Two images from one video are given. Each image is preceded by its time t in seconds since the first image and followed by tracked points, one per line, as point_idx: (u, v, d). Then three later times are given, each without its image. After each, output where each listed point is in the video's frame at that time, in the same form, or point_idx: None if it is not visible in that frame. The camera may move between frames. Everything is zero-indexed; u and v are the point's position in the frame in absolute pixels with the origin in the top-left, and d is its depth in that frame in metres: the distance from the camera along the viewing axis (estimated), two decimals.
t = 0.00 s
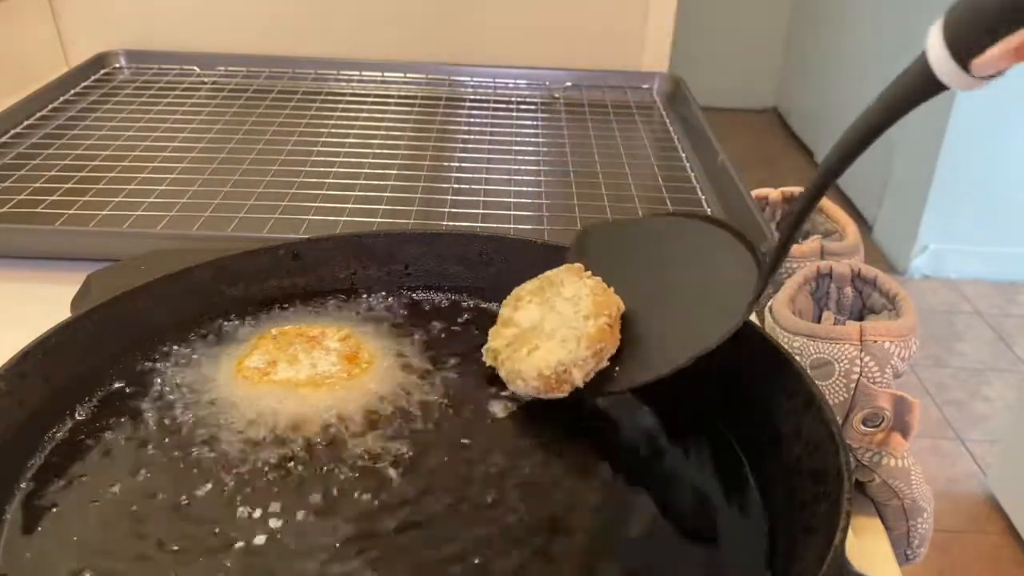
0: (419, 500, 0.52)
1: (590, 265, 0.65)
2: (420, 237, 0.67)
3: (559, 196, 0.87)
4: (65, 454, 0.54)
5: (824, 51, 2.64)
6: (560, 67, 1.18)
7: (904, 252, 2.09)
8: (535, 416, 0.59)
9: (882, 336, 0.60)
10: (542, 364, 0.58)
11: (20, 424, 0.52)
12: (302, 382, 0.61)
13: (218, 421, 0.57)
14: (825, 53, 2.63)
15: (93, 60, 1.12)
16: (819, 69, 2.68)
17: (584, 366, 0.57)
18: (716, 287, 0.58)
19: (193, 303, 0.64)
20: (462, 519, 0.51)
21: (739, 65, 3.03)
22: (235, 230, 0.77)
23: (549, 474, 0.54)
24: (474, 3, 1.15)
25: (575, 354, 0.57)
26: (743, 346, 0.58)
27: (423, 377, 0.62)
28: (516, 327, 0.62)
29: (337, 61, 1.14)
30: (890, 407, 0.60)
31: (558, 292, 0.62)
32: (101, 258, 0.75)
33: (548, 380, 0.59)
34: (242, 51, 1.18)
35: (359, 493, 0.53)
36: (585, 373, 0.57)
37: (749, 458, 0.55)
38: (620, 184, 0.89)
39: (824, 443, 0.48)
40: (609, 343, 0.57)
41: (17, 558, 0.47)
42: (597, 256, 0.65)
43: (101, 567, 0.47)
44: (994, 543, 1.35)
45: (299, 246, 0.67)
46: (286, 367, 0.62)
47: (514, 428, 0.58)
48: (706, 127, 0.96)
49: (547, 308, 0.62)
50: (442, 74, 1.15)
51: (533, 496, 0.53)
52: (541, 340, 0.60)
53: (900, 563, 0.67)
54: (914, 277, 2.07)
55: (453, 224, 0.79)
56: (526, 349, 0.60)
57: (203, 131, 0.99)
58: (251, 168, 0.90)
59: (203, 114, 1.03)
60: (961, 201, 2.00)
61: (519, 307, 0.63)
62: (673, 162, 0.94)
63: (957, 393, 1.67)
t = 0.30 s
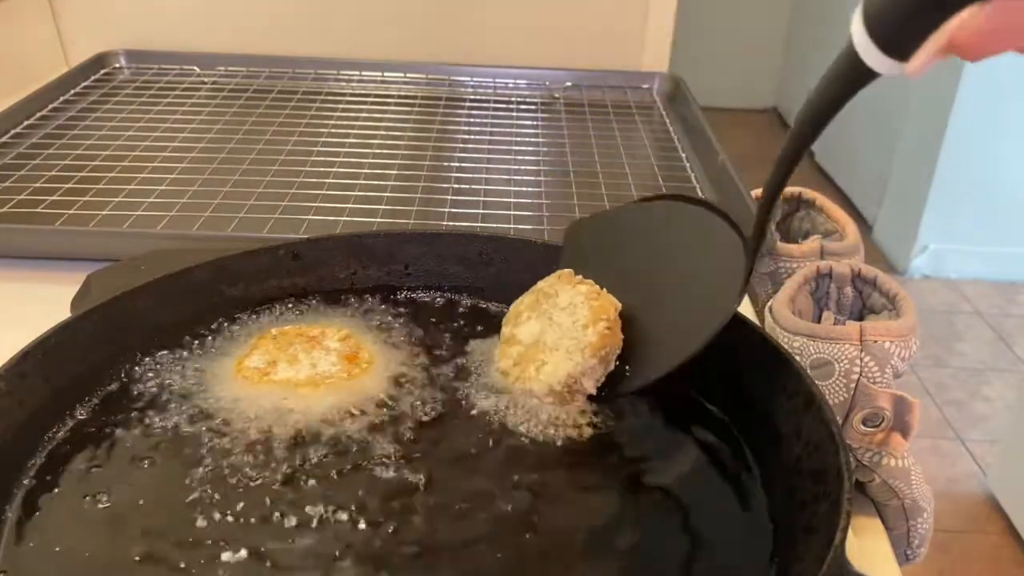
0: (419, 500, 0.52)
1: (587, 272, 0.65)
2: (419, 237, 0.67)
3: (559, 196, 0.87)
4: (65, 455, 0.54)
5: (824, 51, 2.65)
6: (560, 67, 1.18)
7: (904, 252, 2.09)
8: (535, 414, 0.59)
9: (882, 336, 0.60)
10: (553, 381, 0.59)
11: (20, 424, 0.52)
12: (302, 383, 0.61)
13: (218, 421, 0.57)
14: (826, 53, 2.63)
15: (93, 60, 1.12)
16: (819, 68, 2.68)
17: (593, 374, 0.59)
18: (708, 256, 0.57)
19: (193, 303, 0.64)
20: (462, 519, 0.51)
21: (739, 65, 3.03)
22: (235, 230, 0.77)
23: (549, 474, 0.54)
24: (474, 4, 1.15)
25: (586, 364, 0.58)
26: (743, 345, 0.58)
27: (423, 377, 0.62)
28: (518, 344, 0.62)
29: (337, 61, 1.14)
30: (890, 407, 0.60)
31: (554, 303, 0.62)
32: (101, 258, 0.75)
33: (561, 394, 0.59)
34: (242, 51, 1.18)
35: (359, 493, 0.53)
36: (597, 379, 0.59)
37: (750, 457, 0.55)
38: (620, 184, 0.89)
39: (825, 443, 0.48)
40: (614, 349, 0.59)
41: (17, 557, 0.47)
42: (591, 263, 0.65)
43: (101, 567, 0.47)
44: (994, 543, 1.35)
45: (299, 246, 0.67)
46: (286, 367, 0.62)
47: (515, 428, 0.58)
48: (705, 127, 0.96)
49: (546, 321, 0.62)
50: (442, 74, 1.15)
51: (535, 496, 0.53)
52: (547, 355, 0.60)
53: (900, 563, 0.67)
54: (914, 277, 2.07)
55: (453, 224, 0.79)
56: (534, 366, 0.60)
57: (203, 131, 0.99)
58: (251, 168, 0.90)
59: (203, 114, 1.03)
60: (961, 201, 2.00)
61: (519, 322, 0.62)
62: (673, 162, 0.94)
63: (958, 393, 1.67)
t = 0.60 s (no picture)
0: (419, 500, 0.52)
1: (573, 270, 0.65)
2: (419, 236, 0.67)
3: (559, 196, 0.87)
4: (65, 455, 0.54)
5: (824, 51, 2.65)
6: (560, 67, 1.18)
7: (904, 252, 2.09)
8: (535, 415, 0.59)
9: (882, 336, 0.60)
10: (549, 369, 0.59)
11: (20, 425, 0.52)
12: (302, 382, 0.61)
13: (217, 421, 0.57)
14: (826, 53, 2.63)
15: (93, 60, 1.12)
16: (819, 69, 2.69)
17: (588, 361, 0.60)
18: (705, 234, 0.57)
19: (194, 303, 0.64)
20: (461, 517, 0.51)
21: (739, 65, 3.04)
22: (235, 230, 0.77)
23: (549, 473, 0.54)
24: (474, 4, 1.15)
25: (582, 350, 0.59)
26: (743, 347, 0.58)
27: (423, 376, 0.62)
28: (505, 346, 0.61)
29: (337, 61, 1.14)
30: (890, 407, 0.60)
31: (534, 304, 0.62)
32: (101, 258, 0.75)
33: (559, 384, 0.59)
34: (243, 51, 1.18)
35: (359, 492, 0.53)
36: (591, 366, 0.60)
37: (750, 458, 0.55)
38: (620, 184, 0.89)
39: (824, 443, 0.48)
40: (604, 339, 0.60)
41: (17, 558, 0.47)
42: (575, 258, 0.65)
43: (100, 568, 0.47)
44: (994, 543, 1.35)
45: (299, 246, 0.67)
46: (286, 367, 0.62)
47: (514, 429, 0.58)
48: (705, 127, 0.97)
49: (528, 321, 0.62)
50: (442, 74, 1.15)
51: (534, 496, 0.52)
52: (537, 350, 0.60)
53: (900, 563, 0.67)
54: (913, 277, 2.07)
55: (453, 224, 0.79)
56: (525, 364, 0.60)
57: (203, 131, 0.99)
58: (252, 168, 0.90)
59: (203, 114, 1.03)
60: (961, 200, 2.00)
61: (500, 328, 0.62)
62: (673, 161, 0.94)
63: (957, 393, 1.67)
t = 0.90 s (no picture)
0: (419, 500, 0.52)
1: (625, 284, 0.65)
2: (419, 237, 0.67)
3: (559, 196, 0.87)
4: (65, 455, 0.54)
5: (824, 50, 2.65)
6: (560, 67, 1.18)
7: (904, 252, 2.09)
8: (535, 416, 0.59)
9: (882, 336, 0.60)
10: (556, 379, 0.60)
11: (20, 426, 0.52)
12: (302, 383, 0.60)
13: (217, 422, 0.57)
14: (825, 53, 2.63)
15: (93, 60, 1.12)
16: (819, 68, 2.69)
17: (597, 386, 0.60)
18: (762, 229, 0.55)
19: (194, 303, 0.64)
20: (461, 518, 0.51)
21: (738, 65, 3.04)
22: (235, 230, 0.77)
23: (549, 473, 0.54)
24: (475, 4, 1.15)
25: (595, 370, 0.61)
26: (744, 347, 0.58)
27: (424, 376, 0.62)
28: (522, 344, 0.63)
29: (337, 61, 1.14)
30: (890, 407, 0.60)
31: (569, 324, 0.64)
32: (102, 258, 0.75)
33: (563, 393, 0.60)
34: (242, 51, 1.18)
35: (360, 493, 0.53)
36: (598, 388, 0.61)
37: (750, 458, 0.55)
38: (620, 184, 0.89)
39: (824, 443, 0.48)
40: (625, 374, 0.62)
41: (17, 559, 0.47)
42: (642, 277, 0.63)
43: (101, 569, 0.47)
44: (994, 543, 1.35)
45: (299, 246, 0.67)
46: (286, 367, 0.61)
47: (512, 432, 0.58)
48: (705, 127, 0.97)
49: (557, 334, 0.64)
50: (442, 74, 1.15)
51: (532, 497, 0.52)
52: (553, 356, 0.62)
53: (900, 563, 0.67)
54: (913, 277, 2.07)
55: (453, 224, 0.79)
56: (537, 362, 0.61)
57: (203, 131, 0.99)
58: (251, 168, 0.90)
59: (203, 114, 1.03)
60: (961, 200, 2.00)
61: (525, 329, 0.64)
62: (673, 162, 0.94)
63: (957, 393, 1.67)
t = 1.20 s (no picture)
0: (418, 501, 0.52)
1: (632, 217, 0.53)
2: (419, 237, 0.67)
3: (559, 196, 0.87)
4: (64, 456, 0.54)
5: (824, 50, 2.64)
6: (560, 67, 1.18)
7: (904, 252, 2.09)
8: (534, 418, 0.59)
9: (882, 336, 0.60)
10: (554, 386, 0.61)
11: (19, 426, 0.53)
12: (302, 382, 0.61)
13: (217, 422, 0.57)
14: (826, 53, 2.63)
15: (93, 60, 1.12)
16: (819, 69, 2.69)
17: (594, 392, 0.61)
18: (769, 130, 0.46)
19: (194, 304, 0.64)
20: (461, 519, 0.51)
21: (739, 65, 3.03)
22: (235, 230, 0.77)
23: (548, 474, 0.54)
24: (475, 4, 1.15)
25: (596, 382, 0.61)
26: (744, 348, 0.58)
27: (423, 377, 0.62)
28: (531, 350, 0.64)
29: (337, 61, 1.14)
30: (889, 407, 0.60)
31: (581, 340, 0.65)
32: (102, 258, 0.75)
33: (557, 395, 0.61)
34: (242, 51, 1.18)
35: (359, 493, 0.53)
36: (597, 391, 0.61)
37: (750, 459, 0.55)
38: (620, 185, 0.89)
39: (824, 443, 0.48)
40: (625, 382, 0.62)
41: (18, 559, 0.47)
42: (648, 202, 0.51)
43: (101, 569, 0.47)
44: (994, 543, 1.35)
45: (299, 246, 0.66)
46: (286, 367, 0.62)
47: (513, 432, 0.58)
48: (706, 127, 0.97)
49: (569, 347, 0.65)
50: (442, 74, 1.15)
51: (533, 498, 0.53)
52: (558, 367, 0.63)
53: (901, 563, 0.67)
54: (913, 277, 2.07)
55: (453, 224, 0.79)
56: (541, 368, 0.63)
57: (203, 131, 0.99)
58: (251, 168, 0.90)
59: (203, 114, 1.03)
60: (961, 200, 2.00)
61: (539, 336, 0.66)
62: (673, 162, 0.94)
63: (958, 393, 1.67)
